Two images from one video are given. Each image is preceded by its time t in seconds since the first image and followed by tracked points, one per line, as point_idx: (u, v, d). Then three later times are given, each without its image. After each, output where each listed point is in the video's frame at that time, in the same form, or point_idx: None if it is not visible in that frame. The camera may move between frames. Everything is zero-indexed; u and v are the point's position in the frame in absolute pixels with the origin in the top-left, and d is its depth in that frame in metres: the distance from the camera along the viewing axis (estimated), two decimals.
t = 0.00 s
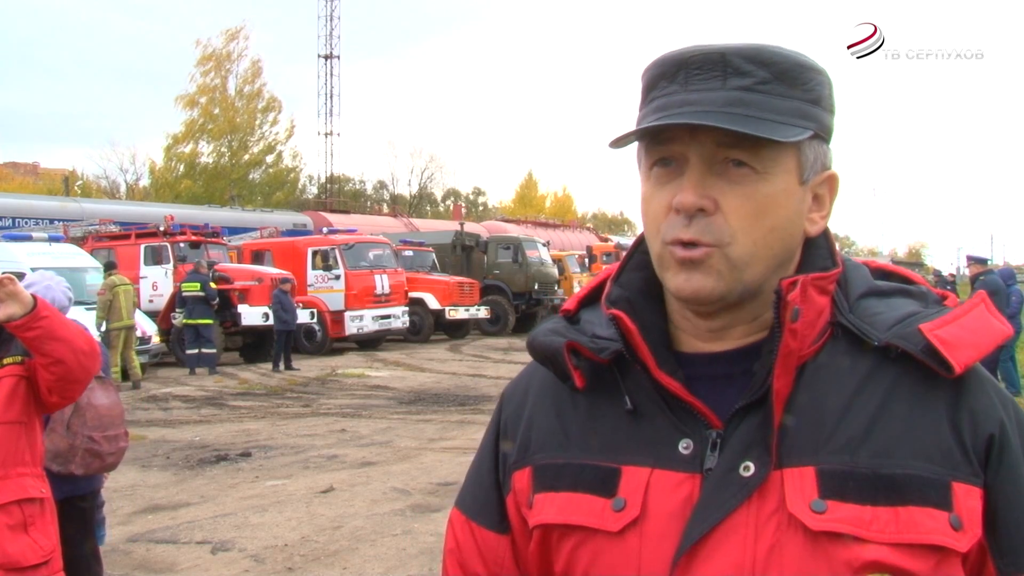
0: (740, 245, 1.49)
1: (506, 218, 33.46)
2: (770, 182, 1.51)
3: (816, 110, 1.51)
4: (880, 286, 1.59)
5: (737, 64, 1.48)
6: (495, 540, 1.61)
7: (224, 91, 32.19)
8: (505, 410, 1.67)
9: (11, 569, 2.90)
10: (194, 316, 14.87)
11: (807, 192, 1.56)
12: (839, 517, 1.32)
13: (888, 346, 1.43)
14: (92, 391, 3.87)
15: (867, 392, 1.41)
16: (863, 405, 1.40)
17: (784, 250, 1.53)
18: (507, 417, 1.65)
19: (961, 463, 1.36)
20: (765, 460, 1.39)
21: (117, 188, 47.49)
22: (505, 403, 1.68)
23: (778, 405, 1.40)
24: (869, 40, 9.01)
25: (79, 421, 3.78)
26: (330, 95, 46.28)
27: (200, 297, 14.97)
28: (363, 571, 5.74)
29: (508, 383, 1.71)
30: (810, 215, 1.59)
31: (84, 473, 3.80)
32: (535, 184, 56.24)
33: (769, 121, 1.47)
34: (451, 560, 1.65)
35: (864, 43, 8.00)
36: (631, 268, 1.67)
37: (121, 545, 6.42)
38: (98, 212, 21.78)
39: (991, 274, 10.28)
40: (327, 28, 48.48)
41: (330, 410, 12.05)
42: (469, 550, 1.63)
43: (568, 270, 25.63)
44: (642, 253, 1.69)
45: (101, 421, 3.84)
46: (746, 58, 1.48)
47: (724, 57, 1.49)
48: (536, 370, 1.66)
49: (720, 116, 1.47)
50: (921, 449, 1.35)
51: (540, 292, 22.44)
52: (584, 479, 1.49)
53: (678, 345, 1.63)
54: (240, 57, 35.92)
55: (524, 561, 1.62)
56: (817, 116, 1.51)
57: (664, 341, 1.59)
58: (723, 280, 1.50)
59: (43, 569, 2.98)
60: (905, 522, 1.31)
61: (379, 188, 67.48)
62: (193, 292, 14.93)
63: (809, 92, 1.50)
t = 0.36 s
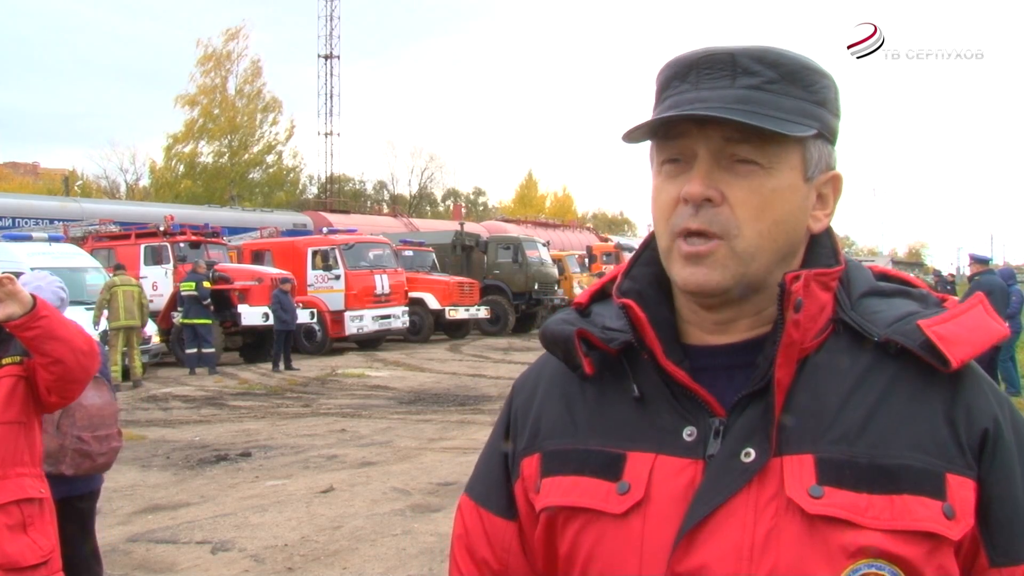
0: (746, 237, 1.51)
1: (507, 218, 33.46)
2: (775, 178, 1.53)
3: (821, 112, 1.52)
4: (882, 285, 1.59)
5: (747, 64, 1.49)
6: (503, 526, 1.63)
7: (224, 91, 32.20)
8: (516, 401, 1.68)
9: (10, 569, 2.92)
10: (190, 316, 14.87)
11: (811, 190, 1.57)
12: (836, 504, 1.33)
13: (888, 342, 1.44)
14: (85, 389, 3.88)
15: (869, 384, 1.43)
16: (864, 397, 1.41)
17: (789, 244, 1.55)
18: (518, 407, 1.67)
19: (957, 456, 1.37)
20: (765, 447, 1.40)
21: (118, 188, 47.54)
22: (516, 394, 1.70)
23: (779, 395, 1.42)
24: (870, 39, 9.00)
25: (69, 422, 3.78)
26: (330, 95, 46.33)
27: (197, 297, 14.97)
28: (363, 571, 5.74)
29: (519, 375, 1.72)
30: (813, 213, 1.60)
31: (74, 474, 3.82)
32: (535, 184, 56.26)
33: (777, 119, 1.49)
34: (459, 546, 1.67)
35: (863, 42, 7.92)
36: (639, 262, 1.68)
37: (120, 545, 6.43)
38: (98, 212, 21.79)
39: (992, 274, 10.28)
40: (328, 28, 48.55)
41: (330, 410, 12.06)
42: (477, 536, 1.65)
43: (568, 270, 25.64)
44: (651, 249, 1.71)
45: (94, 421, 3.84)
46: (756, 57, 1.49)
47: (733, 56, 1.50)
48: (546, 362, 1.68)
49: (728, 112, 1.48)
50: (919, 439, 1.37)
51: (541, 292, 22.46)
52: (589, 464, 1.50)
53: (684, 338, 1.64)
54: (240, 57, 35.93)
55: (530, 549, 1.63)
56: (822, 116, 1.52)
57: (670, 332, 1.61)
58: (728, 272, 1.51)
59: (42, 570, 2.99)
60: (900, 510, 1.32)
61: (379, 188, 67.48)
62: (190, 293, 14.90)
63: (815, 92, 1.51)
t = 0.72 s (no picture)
0: (737, 236, 1.55)
1: (506, 218, 33.51)
2: (765, 180, 1.57)
3: (811, 117, 1.57)
4: (870, 287, 1.63)
5: (739, 70, 1.54)
6: (503, 516, 1.67)
7: (224, 92, 32.24)
8: (515, 394, 1.73)
9: (8, 569, 2.96)
10: (189, 316, 14.91)
11: (801, 192, 1.61)
12: (817, 498, 1.38)
13: (872, 342, 1.49)
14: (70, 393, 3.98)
15: (852, 383, 1.47)
16: (849, 395, 1.46)
17: (780, 244, 1.59)
18: (517, 403, 1.71)
19: (934, 454, 1.41)
20: (749, 443, 1.45)
21: (118, 188, 47.61)
22: (515, 388, 1.74)
23: (763, 394, 1.46)
24: (871, 40, 9.06)
25: (51, 424, 3.89)
26: (330, 95, 46.41)
27: (195, 297, 14.99)
28: (363, 571, 5.79)
29: (519, 369, 1.77)
30: (804, 213, 1.64)
31: (57, 477, 3.91)
32: (535, 184, 56.32)
33: (767, 123, 1.53)
34: (460, 537, 1.71)
35: (864, 43, 8.04)
36: (636, 261, 1.72)
37: (121, 545, 6.47)
38: (98, 212, 21.82)
39: (992, 275, 10.32)
40: (328, 28, 48.65)
41: (330, 410, 12.10)
42: (477, 524, 1.69)
43: (568, 270, 25.68)
44: (647, 248, 1.75)
45: (77, 425, 3.96)
46: (749, 63, 1.53)
47: (726, 62, 1.54)
48: (545, 358, 1.72)
49: (720, 117, 1.52)
50: (899, 437, 1.41)
51: (541, 292, 22.50)
52: (581, 458, 1.55)
53: (677, 334, 1.69)
54: (240, 57, 35.98)
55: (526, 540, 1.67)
56: (812, 121, 1.56)
57: (664, 329, 1.65)
58: (718, 269, 1.56)
59: (39, 570, 3.04)
60: (878, 505, 1.37)
61: (379, 188, 67.54)
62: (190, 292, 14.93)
63: (805, 98, 1.56)
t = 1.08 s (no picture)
0: (719, 242, 1.59)
1: (506, 218, 33.55)
2: (747, 186, 1.60)
3: (791, 123, 1.60)
4: (843, 287, 1.67)
5: (724, 75, 1.56)
6: (482, 519, 1.71)
7: (224, 92, 32.28)
8: (492, 398, 1.76)
9: (7, 571, 2.99)
10: (192, 316, 14.97)
11: (779, 198, 1.66)
12: (796, 499, 1.41)
13: (848, 342, 1.52)
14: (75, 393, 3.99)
15: (828, 384, 1.51)
16: (824, 397, 1.50)
17: (759, 249, 1.63)
18: (494, 405, 1.75)
19: (909, 452, 1.45)
20: (729, 445, 1.48)
21: (118, 188, 47.66)
22: (492, 392, 1.78)
23: (741, 396, 1.50)
24: (870, 39, 9.12)
25: (56, 426, 3.89)
26: (330, 95, 46.53)
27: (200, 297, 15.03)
28: (363, 571, 5.83)
29: (494, 374, 1.80)
30: (780, 218, 1.68)
31: (60, 477, 3.95)
32: (535, 184, 56.38)
33: (751, 130, 1.56)
34: (440, 540, 1.74)
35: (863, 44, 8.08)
36: (613, 265, 1.75)
37: (121, 545, 6.51)
38: (98, 212, 21.86)
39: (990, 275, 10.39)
40: (327, 28, 48.75)
41: (330, 410, 12.14)
42: (457, 529, 1.73)
43: (568, 270, 25.72)
44: (623, 251, 1.78)
45: (80, 426, 3.96)
46: (733, 69, 1.56)
47: (711, 68, 1.57)
48: (522, 362, 1.75)
49: (706, 122, 1.55)
50: (876, 437, 1.45)
51: (541, 292, 22.54)
52: (562, 460, 1.58)
53: (655, 337, 1.72)
54: (240, 57, 36.03)
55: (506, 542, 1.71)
56: (792, 128, 1.60)
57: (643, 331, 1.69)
58: (700, 274, 1.59)
59: (38, 570, 3.07)
60: (856, 504, 1.41)
61: (379, 187, 67.57)
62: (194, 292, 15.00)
63: (785, 104, 1.59)
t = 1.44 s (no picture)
0: (721, 242, 1.59)
1: (506, 218, 33.57)
2: (752, 188, 1.61)
3: (796, 132, 1.62)
4: (836, 294, 1.67)
5: (735, 77, 1.57)
6: (465, 520, 1.71)
7: (225, 92, 32.29)
8: (479, 397, 1.77)
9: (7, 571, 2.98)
10: (203, 316, 14.93)
11: (779, 205, 1.67)
12: (791, 498, 1.42)
13: (842, 347, 1.53)
14: (89, 392, 4.04)
15: (822, 386, 1.52)
16: (817, 399, 1.50)
17: (760, 252, 1.64)
18: (482, 403, 1.75)
19: (902, 455, 1.46)
20: (723, 442, 1.49)
21: (118, 188, 47.67)
22: (479, 391, 1.78)
23: (736, 396, 1.50)
24: (870, 39, 9.16)
25: (72, 422, 3.95)
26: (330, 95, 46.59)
27: (210, 297, 15.07)
28: (363, 571, 5.83)
29: (482, 374, 1.80)
30: (778, 226, 1.69)
31: (74, 475, 3.95)
32: (535, 184, 56.43)
33: (759, 133, 1.57)
34: (421, 539, 1.74)
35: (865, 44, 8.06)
36: (609, 265, 1.76)
37: (121, 545, 6.51)
38: (98, 212, 21.86)
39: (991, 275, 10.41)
40: (328, 29, 48.79)
41: (330, 410, 12.15)
42: (438, 528, 1.73)
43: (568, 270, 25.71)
44: (620, 252, 1.78)
45: (95, 424, 4.01)
46: (744, 72, 1.57)
47: (723, 69, 1.58)
48: (511, 362, 1.76)
49: (716, 121, 1.56)
50: (871, 439, 1.45)
51: (541, 292, 22.54)
52: (554, 459, 1.58)
53: (650, 338, 1.73)
54: (240, 57, 36.05)
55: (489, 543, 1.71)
56: (797, 135, 1.62)
57: (637, 332, 1.69)
58: (701, 274, 1.59)
59: (37, 571, 3.06)
60: (852, 505, 1.41)
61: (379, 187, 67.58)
62: (202, 291, 15.07)
63: (791, 112, 1.61)
